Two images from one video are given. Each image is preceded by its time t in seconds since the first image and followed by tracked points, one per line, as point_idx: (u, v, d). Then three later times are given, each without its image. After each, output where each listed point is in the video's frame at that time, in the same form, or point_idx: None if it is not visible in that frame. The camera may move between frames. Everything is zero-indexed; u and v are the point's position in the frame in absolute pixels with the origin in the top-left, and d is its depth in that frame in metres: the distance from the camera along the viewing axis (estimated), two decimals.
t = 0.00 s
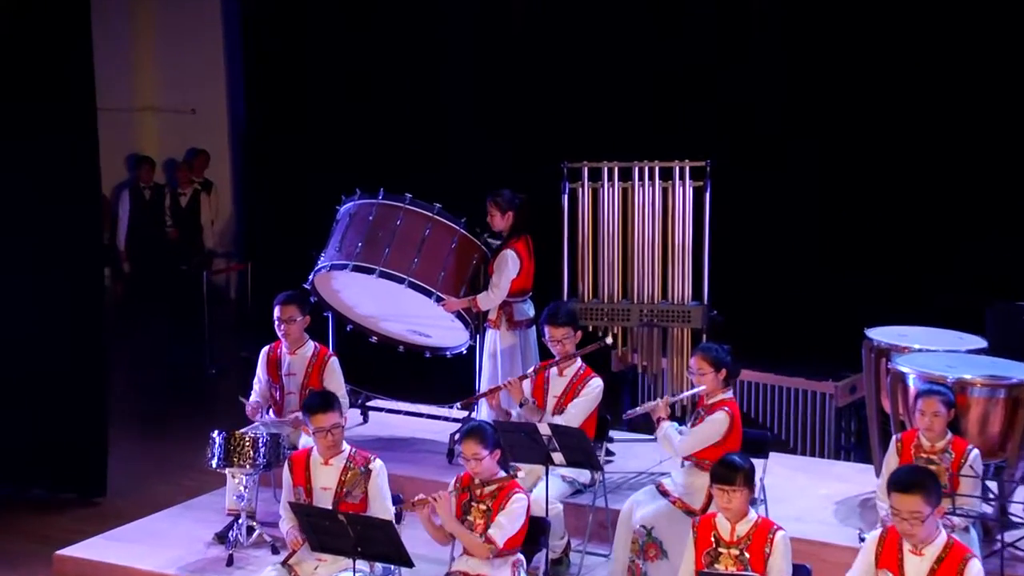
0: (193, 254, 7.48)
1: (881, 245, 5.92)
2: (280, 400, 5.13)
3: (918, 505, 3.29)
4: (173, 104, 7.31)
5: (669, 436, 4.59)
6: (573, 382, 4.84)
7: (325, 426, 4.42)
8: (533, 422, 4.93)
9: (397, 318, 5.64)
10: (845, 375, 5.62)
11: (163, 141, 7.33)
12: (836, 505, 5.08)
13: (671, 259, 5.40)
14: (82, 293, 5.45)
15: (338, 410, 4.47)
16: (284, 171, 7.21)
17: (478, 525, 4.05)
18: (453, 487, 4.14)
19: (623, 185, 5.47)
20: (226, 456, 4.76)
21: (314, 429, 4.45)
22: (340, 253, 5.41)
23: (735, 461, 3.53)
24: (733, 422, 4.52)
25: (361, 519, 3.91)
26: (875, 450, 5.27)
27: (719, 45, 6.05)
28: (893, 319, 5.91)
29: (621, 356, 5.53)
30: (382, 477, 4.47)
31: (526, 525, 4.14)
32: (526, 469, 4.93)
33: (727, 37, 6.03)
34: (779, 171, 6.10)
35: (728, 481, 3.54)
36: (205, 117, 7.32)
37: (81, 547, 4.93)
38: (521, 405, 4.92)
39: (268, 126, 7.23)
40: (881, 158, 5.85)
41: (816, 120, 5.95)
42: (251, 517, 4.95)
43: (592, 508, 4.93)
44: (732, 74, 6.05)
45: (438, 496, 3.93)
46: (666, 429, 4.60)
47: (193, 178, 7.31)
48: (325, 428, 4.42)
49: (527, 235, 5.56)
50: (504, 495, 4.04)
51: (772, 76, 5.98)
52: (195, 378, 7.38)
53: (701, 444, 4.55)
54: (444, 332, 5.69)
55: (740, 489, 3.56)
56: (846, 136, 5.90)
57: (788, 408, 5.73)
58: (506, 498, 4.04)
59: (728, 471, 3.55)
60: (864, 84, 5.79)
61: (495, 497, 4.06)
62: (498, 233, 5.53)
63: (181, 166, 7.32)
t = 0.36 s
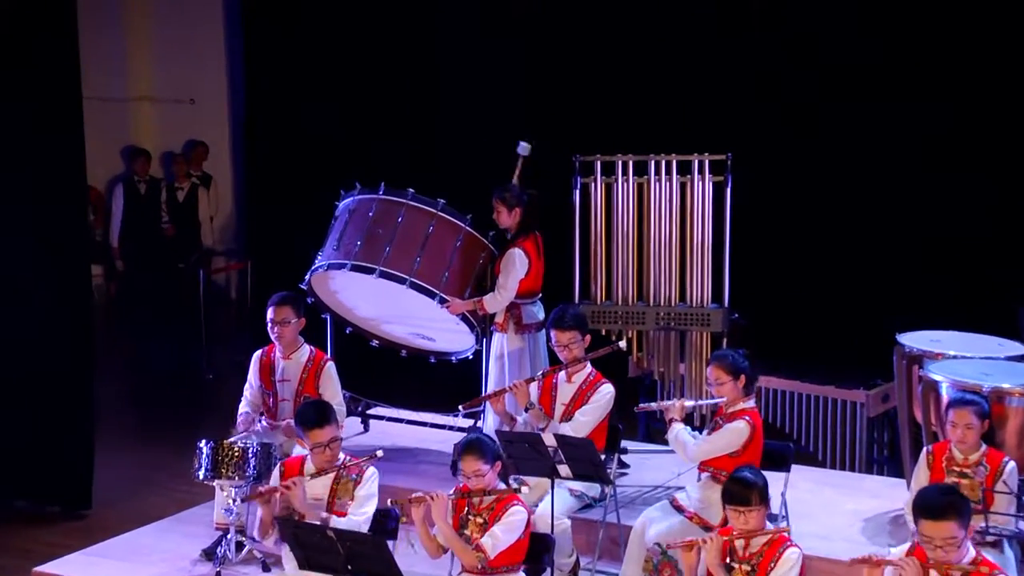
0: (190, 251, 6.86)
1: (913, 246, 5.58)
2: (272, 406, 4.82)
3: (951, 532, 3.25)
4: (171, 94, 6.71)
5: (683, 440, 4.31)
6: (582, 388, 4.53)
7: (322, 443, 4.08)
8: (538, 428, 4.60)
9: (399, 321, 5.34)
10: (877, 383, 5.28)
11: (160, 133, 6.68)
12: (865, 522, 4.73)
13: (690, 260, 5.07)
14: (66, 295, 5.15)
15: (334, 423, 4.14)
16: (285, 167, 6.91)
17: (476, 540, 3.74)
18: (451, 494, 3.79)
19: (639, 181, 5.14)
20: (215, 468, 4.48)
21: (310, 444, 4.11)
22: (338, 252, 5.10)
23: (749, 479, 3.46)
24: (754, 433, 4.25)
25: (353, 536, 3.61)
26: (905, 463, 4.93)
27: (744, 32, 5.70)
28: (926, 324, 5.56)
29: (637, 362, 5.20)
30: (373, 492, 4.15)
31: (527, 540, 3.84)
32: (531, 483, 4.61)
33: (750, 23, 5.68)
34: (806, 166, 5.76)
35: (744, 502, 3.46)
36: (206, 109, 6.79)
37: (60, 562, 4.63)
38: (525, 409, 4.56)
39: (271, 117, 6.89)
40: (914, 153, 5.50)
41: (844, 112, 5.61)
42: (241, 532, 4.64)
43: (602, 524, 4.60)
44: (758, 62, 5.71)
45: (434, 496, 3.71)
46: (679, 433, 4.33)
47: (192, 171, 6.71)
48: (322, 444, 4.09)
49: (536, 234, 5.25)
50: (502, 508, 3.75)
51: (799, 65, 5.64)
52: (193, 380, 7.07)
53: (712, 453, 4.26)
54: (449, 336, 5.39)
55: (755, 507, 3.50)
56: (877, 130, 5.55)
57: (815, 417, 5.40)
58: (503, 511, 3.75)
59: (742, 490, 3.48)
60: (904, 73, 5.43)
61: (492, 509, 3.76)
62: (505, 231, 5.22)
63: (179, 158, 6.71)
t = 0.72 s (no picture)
0: (183, 247, 6.23)
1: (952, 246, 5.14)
2: (261, 414, 4.41)
3: (994, 557, 2.91)
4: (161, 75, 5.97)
5: (703, 454, 3.90)
6: (596, 398, 4.12)
7: (310, 457, 3.63)
8: (549, 439, 4.17)
9: (400, 324, 4.94)
10: (922, 394, 4.86)
11: (151, 119, 5.98)
12: (907, 545, 4.29)
13: (715, 259, 4.65)
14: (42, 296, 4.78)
15: (327, 435, 3.69)
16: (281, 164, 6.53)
17: (472, 564, 3.39)
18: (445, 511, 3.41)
19: (659, 173, 4.72)
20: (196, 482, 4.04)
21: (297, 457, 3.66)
22: (333, 248, 4.71)
23: (768, 498, 3.13)
24: (780, 446, 3.84)
25: (340, 561, 3.19)
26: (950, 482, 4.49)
27: (778, 14, 5.27)
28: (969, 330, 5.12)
29: (659, 369, 4.80)
30: (364, 509, 3.66)
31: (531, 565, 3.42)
32: (540, 501, 4.19)
33: None
34: (839, 158, 5.35)
35: (764, 523, 3.12)
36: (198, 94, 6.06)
37: None
38: (536, 420, 4.14)
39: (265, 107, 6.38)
40: (955, 145, 5.06)
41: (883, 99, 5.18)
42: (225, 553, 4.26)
43: (619, 545, 4.10)
44: (813, 36, 5.23)
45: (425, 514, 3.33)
46: (700, 447, 3.92)
47: (185, 161, 6.05)
48: (310, 458, 3.64)
49: (548, 229, 4.85)
50: (499, 529, 3.38)
51: (828, 52, 5.23)
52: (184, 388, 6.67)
53: (736, 468, 3.84)
54: (455, 341, 4.97)
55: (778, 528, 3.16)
56: (919, 118, 5.12)
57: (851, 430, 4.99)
58: (501, 533, 3.37)
59: (761, 512, 3.14)
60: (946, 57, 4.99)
61: (489, 531, 3.39)
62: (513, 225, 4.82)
63: (169, 147, 6.01)
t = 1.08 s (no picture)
0: (173, 242, 6.22)
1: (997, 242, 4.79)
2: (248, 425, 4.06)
3: None
4: (153, 59, 6.06)
5: (722, 468, 3.52)
6: (609, 405, 3.75)
7: (292, 454, 3.25)
8: (556, 450, 3.84)
9: (401, 326, 4.58)
10: (968, 402, 4.50)
11: (138, 106, 6.11)
12: (948, 568, 3.88)
13: (741, 257, 4.29)
14: (16, 297, 4.45)
15: (312, 435, 3.30)
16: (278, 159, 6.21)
17: None
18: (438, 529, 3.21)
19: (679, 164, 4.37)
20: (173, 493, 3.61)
21: (277, 454, 3.28)
22: (327, 243, 4.37)
23: (787, 511, 2.73)
24: (805, 459, 3.47)
25: None
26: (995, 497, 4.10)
27: None
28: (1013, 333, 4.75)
29: (680, 376, 4.42)
30: (349, 521, 3.28)
31: None
32: (548, 514, 3.83)
33: None
34: (873, 149, 4.98)
35: (781, 537, 2.72)
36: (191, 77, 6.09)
37: None
38: (542, 426, 3.81)
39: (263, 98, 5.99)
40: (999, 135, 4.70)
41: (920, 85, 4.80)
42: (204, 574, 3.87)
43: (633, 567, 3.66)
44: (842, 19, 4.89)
45: (416, 532, 3.10)
46: (718, 459, 3.54)
47: (174, 150, 6.10)
48: (292, 456, 3.25)
49: (562, 223, 4.46)
50: (497, 549, 3.17)
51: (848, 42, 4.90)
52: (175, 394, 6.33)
53: (757, 484, 3.47)
54: (460, 343, 4.58)
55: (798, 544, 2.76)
56: (961, 106, 4.73)
57: (887, 441, 4.61)
58: (499, 553, 3.17)
59: (779, 526, 2.74)
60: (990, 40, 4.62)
61: (486, 551, 3.18)
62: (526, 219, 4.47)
63: (156, 135, 6.09)
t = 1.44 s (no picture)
0: (174, 241, 5.91)
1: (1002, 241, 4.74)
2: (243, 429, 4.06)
3: None
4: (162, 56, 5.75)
5: (717, 470, 3.50)
6: (603, 406, 3.75)
7: (281, 450, 3.28)
8: (550, 453, 3.80)
9: (401, 325, 4.57)
10: (971, 403, 4.48)
11: (148, 102, 5.75)
12: (948, 571, 3.84)
13: (741, 257, 4.25)
14: (17, 297, 4.47)
15: (301, 431, 3.34)
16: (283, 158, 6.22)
17: None
18: (428, 534, 3.20)
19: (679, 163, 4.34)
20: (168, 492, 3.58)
21: (265, 451, 3.32)
22: (325, 242, 4.36)
23: (777, 512, 2.72)
24: (801, 460, 3.44)
25: None
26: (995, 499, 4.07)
27: None
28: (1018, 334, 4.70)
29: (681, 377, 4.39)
30: (337, 515, 3.30)
31: None
32: (543, 515, 3.81)
33: None
34: (877, 147, 4.94)
35: (771, 537, 2.70)
36: (201, 74, 5.83)
37: None
38: (536, 430, 3.77)
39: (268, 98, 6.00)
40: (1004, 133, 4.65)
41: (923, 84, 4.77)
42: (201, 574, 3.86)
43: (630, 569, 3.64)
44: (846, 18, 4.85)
45: (407, 538, 3.08)
46: (714, 461, 3.52)
47: (180, 149, 5.81)
48: (280, 451, 3.29)
49: (560, 221, 4.46)
50: (489, 552, 3.14)
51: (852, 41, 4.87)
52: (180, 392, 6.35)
53: (752, 486, 3.45)
54: (459, 343, 4.58)
55: (787, 546, 2.75)
56: (978, 103, 4.67)
57: (890, 442, 4.56)
58: (491, 556, 3.14)
59: (768, 526, 2.72)
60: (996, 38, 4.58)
61: (478, 553, 3.16)
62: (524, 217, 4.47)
63: (161, 133, 5.76)
